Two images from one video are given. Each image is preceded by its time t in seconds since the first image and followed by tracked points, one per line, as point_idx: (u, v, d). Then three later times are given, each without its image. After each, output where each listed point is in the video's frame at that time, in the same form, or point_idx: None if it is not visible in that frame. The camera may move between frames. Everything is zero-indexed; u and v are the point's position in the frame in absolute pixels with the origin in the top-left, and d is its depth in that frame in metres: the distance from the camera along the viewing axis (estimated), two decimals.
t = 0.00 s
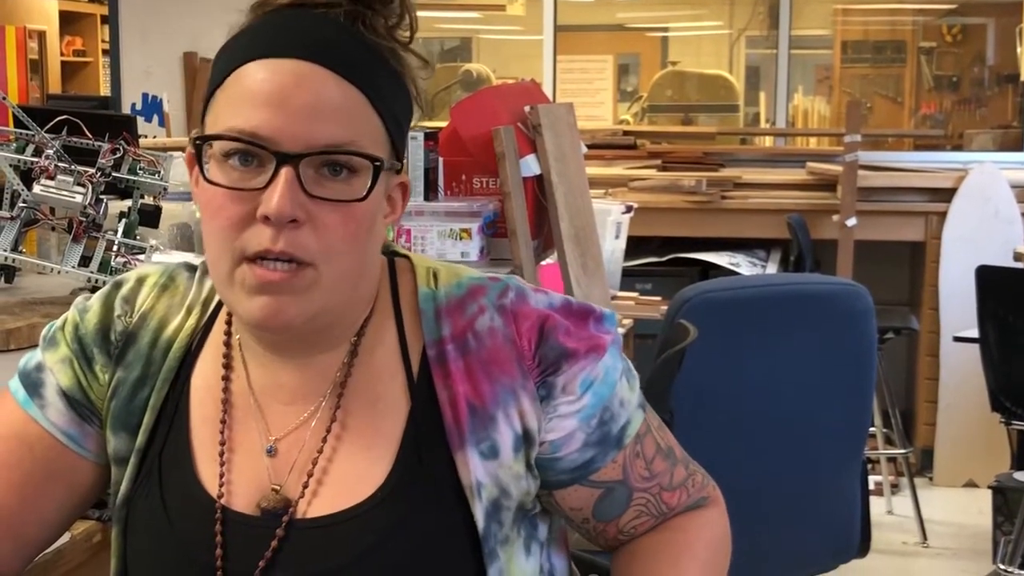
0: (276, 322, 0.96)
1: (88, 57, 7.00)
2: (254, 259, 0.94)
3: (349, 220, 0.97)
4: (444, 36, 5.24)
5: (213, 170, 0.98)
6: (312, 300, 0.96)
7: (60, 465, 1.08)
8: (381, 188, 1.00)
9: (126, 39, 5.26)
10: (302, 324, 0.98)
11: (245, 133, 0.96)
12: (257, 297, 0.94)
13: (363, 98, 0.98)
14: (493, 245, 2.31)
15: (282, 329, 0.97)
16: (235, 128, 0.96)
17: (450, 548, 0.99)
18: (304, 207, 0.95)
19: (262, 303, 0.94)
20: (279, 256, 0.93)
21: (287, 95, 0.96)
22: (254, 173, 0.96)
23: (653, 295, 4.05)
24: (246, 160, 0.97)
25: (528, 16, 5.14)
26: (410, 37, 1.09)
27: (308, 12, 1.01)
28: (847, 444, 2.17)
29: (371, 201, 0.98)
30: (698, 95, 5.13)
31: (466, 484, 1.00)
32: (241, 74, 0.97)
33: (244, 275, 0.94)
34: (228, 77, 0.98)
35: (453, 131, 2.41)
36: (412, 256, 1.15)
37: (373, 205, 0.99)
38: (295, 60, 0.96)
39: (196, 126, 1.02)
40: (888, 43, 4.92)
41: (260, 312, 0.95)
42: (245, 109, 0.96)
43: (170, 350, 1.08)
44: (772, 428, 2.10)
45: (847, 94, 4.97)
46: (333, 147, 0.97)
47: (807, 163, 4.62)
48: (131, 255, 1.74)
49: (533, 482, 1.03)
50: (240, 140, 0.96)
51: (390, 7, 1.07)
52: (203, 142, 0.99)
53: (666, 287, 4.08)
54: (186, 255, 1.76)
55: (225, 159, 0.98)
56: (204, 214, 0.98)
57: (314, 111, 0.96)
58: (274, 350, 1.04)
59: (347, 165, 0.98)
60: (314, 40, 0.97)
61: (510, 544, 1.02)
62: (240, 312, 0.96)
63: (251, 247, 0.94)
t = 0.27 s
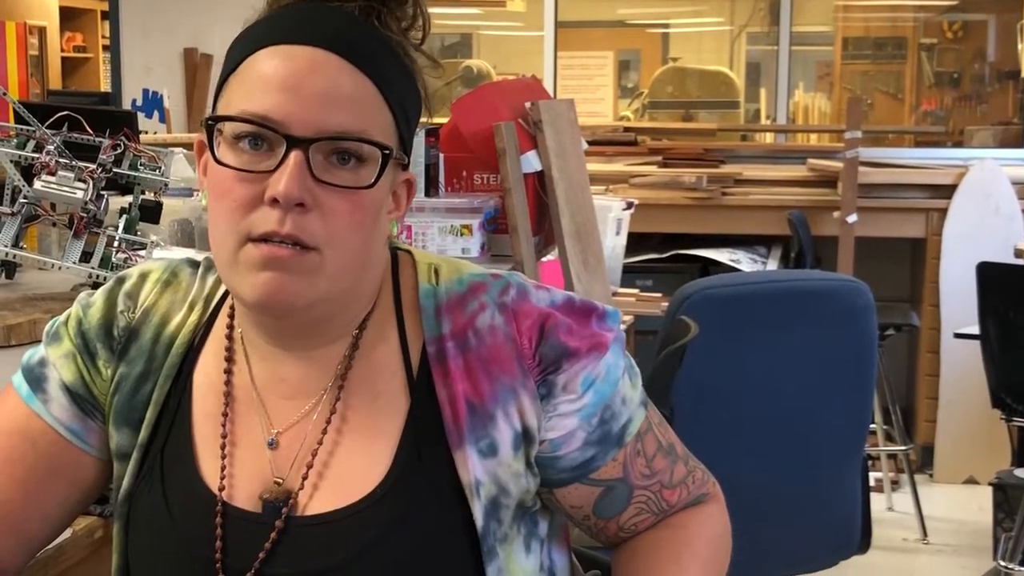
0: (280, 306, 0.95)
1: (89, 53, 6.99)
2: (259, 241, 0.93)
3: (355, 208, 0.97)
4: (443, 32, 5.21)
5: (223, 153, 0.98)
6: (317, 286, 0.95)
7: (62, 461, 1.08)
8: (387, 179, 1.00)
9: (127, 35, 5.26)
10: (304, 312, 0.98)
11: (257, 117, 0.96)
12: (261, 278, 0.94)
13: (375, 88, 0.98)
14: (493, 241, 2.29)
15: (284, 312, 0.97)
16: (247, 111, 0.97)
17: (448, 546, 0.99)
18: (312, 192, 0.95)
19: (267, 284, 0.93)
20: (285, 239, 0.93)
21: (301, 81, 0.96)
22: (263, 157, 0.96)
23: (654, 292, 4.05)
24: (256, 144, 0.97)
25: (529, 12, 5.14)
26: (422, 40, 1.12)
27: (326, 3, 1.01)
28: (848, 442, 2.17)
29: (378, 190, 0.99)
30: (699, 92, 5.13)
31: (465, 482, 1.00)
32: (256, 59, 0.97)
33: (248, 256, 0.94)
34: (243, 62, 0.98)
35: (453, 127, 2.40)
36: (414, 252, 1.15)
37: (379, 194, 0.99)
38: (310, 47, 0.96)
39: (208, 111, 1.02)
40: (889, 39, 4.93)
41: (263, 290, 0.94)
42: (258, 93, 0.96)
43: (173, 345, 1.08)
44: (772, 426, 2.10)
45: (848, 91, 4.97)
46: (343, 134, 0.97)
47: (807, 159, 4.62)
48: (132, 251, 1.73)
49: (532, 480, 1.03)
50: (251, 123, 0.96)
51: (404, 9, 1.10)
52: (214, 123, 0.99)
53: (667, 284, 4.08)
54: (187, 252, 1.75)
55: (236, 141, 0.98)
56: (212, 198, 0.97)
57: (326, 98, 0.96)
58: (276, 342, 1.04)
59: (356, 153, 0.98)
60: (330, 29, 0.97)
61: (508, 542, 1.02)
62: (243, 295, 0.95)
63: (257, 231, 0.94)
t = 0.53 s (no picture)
0: (276, 301, 0.95)
1: (88, 49, 6.99)
2: (255, 236, 0.93)
3: (350, 203, 0.97)
4: (443, 29, 5.21)
5: (219, 149, 0.97)
6: (313, 281, 0.95)
7: (60, 455, 1.07)
8: (382, 174, 0.99)
9: (126, 31, 5.25)
10: (301, 307, 0.98)
11: (252, 113, 0.96)
12: (257, 273, 0.93)
13: (370, 83, 0.98)
14: (493, 237, 2.31)
15: (279, 307, 0.96)
16: (243, 107, 0.96)
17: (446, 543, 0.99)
18: (307, 187, 0.94)
19: (263, 278, 0.93)
20: (281, 234, 0.93)
21: (296, 76, 0.95)
22: (258, 152, 0.96)
23: (653, 289, 4.04)
24: (251, 139, 0.96)
25: (528, 10, 5.15)
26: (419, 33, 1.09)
27: None
28: (847, 440, 2.17)
29: (374, 185, 0.99)
30: (699, 89, 5.13)
31: (464, 479, 1.00)
32: (250, 55, 0.97)
33: (244, 252, 0.94)
34: (238, 58, 0.98)
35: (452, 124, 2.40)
36: (414, 248, 1.15)
37: (374, 189, 0.99)
38: (304, 42, 0.96)
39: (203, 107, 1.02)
40: (889, 37, 4.91)
41: (258, 285, 0.93)
42: (253, 89, 0.96)
43: (172, 341, 1.08)
44: (770, 423, 2.10)
45: (847, 88, 4.96)
46: (338, 129, 0.96)
47: (806, 156, 4.62)
48: (131, 247, 1.73)
49: (531, 477, 1.03)
50: (246, 118, 0.96)
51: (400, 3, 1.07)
52: (209, 120, 0.98)
53: (666, 281, 4.08)
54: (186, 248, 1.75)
55: (230, 137, 0.97)
56: (208, 194, 0.97)
57: (321, 93, 0.96)
58: (275, 339, 1.04)
59: (351, 148, 0.97)
60: (324, 24, 0.97)
61: (506, 539, 1.02)
62: (239, 290, 0.95)
63: (253, 226, 0.93)
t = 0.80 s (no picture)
0: (258, 300, 0.95)
1: (87, 46, 6.97)
2: (236, 236, 0.93)
3: (330, 198, 0.96)
4: (441, 27, 5.22)
5: (205, 150, 0.98)
6: (296, 279, 0.95)
7: (60, 453, 1.07)
8: (368, 170, 0.99)
9: (126, 28, 5.24)
10: (293, 305, 0.98)
11: (232, 112, 0.96)
12: (239, 272, 0.93)
13: (352, 78, 0.98)
14: (491, 235, 2.32)
15: (267, 307, 0.96)
16: (224, 107, 0.97)
17: (447, 541, 0.99)
18: (286, 184, 0.94)
19: (243, 276, 0.93)
20: (260, 232, 0.93)
21: (274, 73, 0.96)
22: (239, 151, 0.96)
23: (651, 287, 4.05)
24: (230, 139, 0.97)
25: (528, 8, 5.15)
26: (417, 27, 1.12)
27: None
28: (845, 439, 2.17)
29: (354, 181, 0.97)
30: (698, 87, 5.14)
31: (465, 477, 1.00)
32: (233, 56, 0.97)
33: (227, 252, 0.94)
34: (223, 59, 0.98)
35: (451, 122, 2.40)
36: (414, 246, 1.15)
37: (359, 185, 0.98)
38: (284, 40, 0.96)
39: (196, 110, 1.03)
40: (888, 36, 4.92)
41: (241, 284, 0.93)
42: (235, 88, 0.96)
43: (172, 339, 1.08)
44: (769, 422, 2.11)
45: (846, 87, 4.96)
46: (317, 125, 0.96)
47: (805, 155, 4.63)
48: (130, 245, 1.73)
49: (532, 475, 1.03)
50: (226, 117, 0.96)
51: None
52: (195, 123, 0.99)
53: (664, 279, 4.08)
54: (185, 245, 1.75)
55: (215, 138, 0.98)
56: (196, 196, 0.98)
57: (300, 89, 0.96)
58: (274, 337, 1.04)
59: (330, 144, 0.97)
60: (304, 20, 0.97)
61: (507, 538, 1.02)
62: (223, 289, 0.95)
63: (235, 225, 0.93)
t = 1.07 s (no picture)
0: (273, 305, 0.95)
1: (86, 47, 6.97)
2: (251, 241, 0.94)
3: (346, 206, 0.97)
4: (440, 28, 5.21)
5: (212, 151, 0.98)
6: (308, 285, 0.96)
7: (58, 453, 1.08)
8: (378, 176, 1.00)
9: (124, 28, 5.24)
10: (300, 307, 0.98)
11: (246, 116, 0.96)
12: (254, 278, 0.94)
13: (364, 84, 0.98)
14: (489, 236, 2.31)
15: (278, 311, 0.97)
16: (235, 110, 0.96)
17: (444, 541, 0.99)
18: (303, 191, 0.95)
19: (259, 283, 0.94)
20: (276, 239, 0.94)
21: (285, 77, 0.95)
22: (253, 155, 0.96)
23: (649, 288, 4.05)
24: (245, 143, 0.97)
25: (527, 9, 5.14)
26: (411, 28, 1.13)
27: None
28: (843, 439, 2.18)
29: (368, 187, 0.99)
30: (696, 88, 5.14)
31: (463, 477, 1.00)
32: (240, 57, 0.97)
33: (241, 257, 0.94)
34: (229, 59, 0.97)
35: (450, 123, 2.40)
36: (412, 246, 1.15)
37: (371, 191, 0.99)
38: (294, 43, 0.96)
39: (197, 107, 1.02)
40: (886, 37, 4.92)
41: (255, 290, 0.94)
42: (246, 90, 0.96)
43: (170, 340, 1.08)
44: (767, 422, 2.11)
45: (844, 89, 4.97)
46: (333, 132, 0.97)
47: (803, 157, 4.63)
48: (129, 245, 1.72)
49: (529, 476, 1.03)
50: (239, 121, 0.96)
51: None
52: (202, 123, 0.99)
53: (662, 280, 4.09)
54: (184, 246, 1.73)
55: (224, 141, 0.97)
56: (203, 197, 0.97)
57: (311, 94, 0.96)
58: (273, 337, 1.04)
59: (347, 151, 0.98)
60: (314, 24, 0.97)
61: (504, 538, 1.02)
62: (236, 293, 0.96)
63: (249, 231, 0.94)
